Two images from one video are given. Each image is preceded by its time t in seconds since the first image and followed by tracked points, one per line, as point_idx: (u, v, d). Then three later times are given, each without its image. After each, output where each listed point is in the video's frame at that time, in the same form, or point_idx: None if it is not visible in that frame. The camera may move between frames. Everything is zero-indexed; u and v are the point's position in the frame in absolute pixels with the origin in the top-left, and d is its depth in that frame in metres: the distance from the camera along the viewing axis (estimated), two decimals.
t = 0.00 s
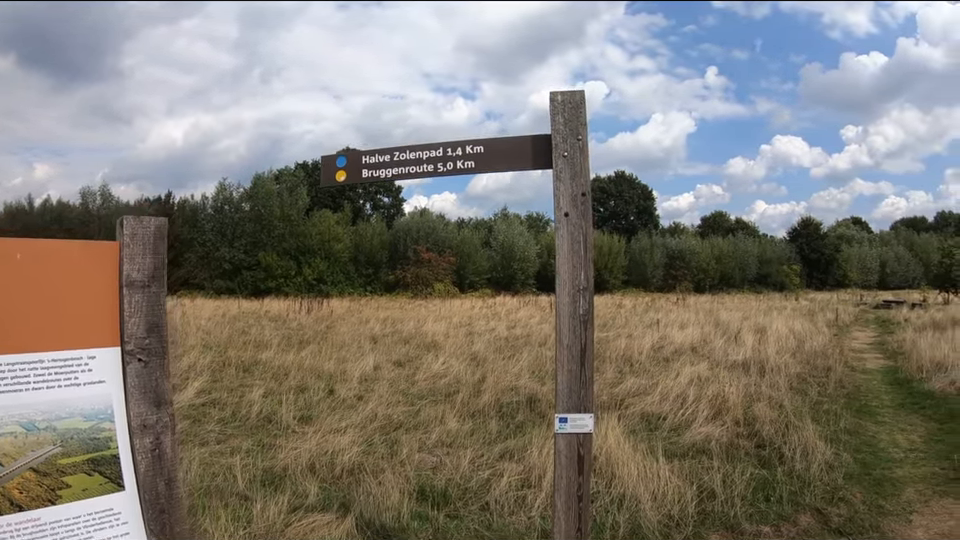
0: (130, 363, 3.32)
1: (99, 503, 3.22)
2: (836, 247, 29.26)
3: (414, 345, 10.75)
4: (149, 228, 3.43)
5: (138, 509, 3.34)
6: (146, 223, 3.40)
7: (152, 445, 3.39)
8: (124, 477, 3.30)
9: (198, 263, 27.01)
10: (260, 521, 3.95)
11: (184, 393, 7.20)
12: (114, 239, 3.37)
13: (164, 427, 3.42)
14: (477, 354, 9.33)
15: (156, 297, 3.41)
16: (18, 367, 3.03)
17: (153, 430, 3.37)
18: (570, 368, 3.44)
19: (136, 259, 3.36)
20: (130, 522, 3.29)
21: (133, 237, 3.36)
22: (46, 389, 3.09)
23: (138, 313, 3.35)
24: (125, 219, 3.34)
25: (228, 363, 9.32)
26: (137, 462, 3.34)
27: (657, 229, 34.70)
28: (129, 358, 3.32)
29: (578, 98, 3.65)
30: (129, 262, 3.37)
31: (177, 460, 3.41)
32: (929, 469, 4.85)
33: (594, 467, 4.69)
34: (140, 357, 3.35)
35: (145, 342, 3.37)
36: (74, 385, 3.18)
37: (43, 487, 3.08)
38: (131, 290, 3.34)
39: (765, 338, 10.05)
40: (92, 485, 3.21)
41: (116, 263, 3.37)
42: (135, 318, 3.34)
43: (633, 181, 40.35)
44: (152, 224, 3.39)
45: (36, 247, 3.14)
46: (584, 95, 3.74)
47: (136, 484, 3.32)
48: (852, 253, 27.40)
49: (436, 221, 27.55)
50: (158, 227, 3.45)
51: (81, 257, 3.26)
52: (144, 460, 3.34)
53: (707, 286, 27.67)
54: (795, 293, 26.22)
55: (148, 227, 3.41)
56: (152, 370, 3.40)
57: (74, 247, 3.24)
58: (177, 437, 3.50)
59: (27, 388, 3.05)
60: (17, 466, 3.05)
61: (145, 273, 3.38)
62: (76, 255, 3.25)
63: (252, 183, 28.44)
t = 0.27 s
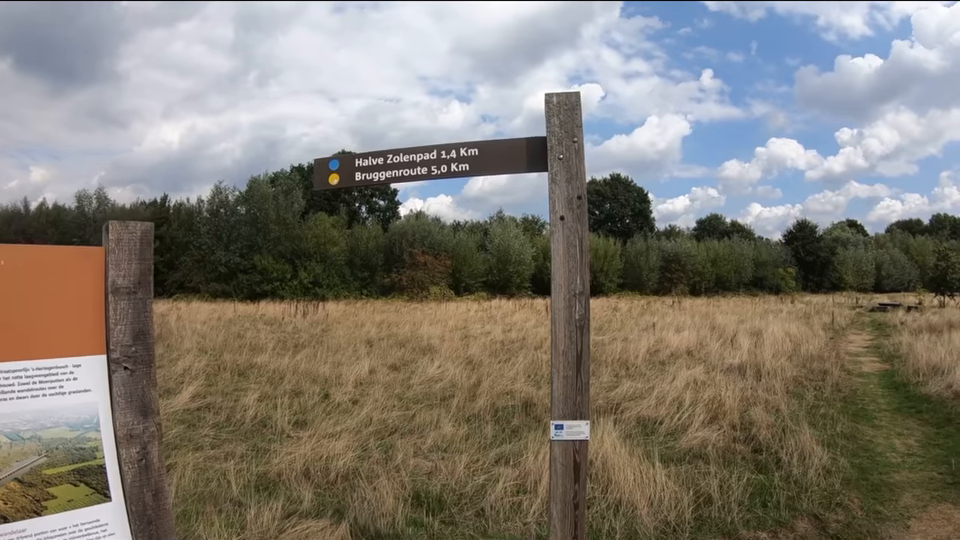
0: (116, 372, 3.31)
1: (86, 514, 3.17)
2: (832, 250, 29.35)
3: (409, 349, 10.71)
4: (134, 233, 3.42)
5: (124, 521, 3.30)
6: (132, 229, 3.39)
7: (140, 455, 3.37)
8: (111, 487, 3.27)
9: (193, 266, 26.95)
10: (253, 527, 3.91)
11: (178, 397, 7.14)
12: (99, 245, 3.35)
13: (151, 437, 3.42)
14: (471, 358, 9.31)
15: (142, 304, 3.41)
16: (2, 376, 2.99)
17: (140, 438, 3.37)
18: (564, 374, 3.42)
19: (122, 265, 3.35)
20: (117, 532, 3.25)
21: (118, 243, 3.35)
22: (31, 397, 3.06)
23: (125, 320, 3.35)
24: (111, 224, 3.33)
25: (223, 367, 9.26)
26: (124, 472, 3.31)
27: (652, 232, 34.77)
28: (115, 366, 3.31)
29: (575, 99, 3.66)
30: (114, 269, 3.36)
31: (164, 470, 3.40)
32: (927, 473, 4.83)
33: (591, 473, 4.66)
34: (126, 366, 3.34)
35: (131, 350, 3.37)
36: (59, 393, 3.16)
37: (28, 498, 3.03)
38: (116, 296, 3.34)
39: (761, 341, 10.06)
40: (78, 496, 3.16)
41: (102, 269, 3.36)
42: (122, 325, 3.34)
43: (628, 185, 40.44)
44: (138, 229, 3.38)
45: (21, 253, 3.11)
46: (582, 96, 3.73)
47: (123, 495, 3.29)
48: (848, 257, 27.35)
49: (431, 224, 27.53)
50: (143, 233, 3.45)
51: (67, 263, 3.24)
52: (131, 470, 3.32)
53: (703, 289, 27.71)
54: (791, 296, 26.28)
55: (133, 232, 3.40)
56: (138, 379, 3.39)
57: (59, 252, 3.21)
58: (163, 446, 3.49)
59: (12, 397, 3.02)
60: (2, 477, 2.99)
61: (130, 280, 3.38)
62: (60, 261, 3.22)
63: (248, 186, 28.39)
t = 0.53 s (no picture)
0: (92, 385, 3.41)
1: (63, 530, 3.28)
2: (832, 254, 29.33)
3: (408, 355, 10.69)
4: (110, 242, 3.51)
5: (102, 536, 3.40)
6: (108, 236, 3.50)
7: (118, 471, 3.48)
8: (88, 504, 3.37)
9: (193, 270, 27.01)
10: (249, 535, 3.89)
11: (176, 401, 7.13)
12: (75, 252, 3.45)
13: (129, 453, 3.51)
14: (470, 365, 9.30)
15: (117, 313, 3.51)
16: None
17: (117, 454, 3.47)
18: (564, 387, 3.48)
19: (98, 274, 3.45)
20: None
21: (95, 251, 3.45)
22: (5, 409, 3.18)
23: (101, 330, 3.44)
24: (87, 231, 3.42)
25: (221, 372, 9.24)
26: (102, 489, 3.41)
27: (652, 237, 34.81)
28: (92, 379, 3.41)
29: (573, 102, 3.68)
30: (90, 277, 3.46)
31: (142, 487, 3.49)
32: (930, 481, 4.80)
33: (590, 482, 4.63)
34: (102, 379, 3.44)
35: (108, 364, 3.47)
36: (34, 406, 3.27)
37: (4, 513, 3.16)
38: (92, 306, 3.44)
39: (761, 348, 10.04)
40: (56, 512, 3.28)
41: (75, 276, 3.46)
42: (98, 335, 3.44)
43: (628, 190, 40.46)
44: (114, 236, 3.48)
45: None
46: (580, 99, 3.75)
47: (101, 510, 3.38)
48: (848, 261, 27.37)
49: (430, 229, 27.57)
50: (119, 241, 3.54)
51: (41, 271, 3.35)
52: (108, 487, 3.42)
53: (702, 294, 27.70)
54: (791, 301, 26.25)
55: (109, 241, 3.50)
56: (115, 393, 3.48)
57: (32, 260, 3.33)
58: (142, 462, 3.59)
59: None
60: None
61: (106, 288, 3.47)
62: (36, 270, 3.34)
63: (248, 190, 28.39)
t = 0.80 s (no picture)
0: (62, 397, 3.38)
1: None
2: (830, 257, 29.35)
3: (405, 359, 10.65)
4: (81, 248, 3.50)
5: None
6: (81, 241, 3.50)
7: (89, 488, 3.44)
8: (59, 521, 3.34)
9: (190, 272, 27.01)
10: None
11: (171, 405, 7.08)
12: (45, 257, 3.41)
13: (101, 470, 3.49)
14: (467, 370, 9.27)
15: (87, 321, 3.48)
16: None
17: (90, 471, 3.45)
18: (564, 398, 3.53)
19: (69, 279, 3.42)
20: None
21: (65, 256, 3.42)
22: None
23: (70, 338, 3.41)
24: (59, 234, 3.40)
25: (217, 375, 9.19)
26: (73, 506, 3.38)
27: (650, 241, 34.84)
28: (61, 391, 3.38)
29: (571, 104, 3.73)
30: (60, 283, 3.42)
31: (115, 505, 3.47)
32: (931, 487, 4.77)
33: (588, 490, 4.58)
34: (73, 391, 3.41)
35: (79, 377, 3.43)
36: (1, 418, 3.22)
37: None
38: (62, 313, 3.40)
39: (760, 352, 10.01)
40: (25, 529, 3.25)
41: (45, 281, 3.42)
42: (68, 344, 3.41)
43: (626, 193, 40.44)
44: (86, 240, 3.47)
45: None
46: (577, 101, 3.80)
47: (71, 527, 3.36)
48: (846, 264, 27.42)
49: (428, 232, 27.56)
50: (90, 246, 3.53)
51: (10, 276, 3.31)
52: (80, 504, 3.39)
53: (700, 297, 27.69)
54: (789, 304, 26.25)
55: (81, 245, 3.49)
56: (85, 406, 3.45)
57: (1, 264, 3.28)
58: (115, 478, 3.57)
59: None
60: None
61: (76, 295, 3.45)
62: (5, 275, 3.29)
63: (246, 192, 28.33)
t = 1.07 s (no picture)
0: (14, 408, 3.22)
1: None
2: (820, 259, 29.51)
3: (396, 359, 10.54)
4: (37, 240, 3.29)
5: None
6: (35, 231, 3.28)
7: (47, 507, 3.30)
8: None
9: (181, 271, 26.81)
10: None
11: (158, 406, 6.94)
12: None
13: (59, 487, 3.34)
14: (459, 370, 9.17)
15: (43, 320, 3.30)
16: None
17: (47, 489, 3.29)
18: (564, 402, 3.41)
19: (22, 274, 3.22)
20: None
21: (18, 248, 3.22)
22: None
23: (23, 340, 3.24)
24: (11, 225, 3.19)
25: (205, 375, 9.03)
26: (31, 526, 3.26)
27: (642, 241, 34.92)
28: (14, 401, 3.22)
29: (571, 93, 3.62)
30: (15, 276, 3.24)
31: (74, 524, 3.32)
32: (930, 489, 4.72)
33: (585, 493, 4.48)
34: (26, 402, 3.24)
35: (34, 384, 3.27)
36: None
37: None
38: (15, 311, 3.22)
39: (753, 352, 9.96)
40: None
41: None
42: (21, 346, 3.24)
43: (618, 193, 40.45)
44: (40, 232, 3.25)
45: None
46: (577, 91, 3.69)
47: None
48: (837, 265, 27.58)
49: (420, 231, 27.45)
50: (47, 237, 3.32)
51: None
52: (39, 524, 3.26)
53: (692, 297, 27.73)
54: (780, 305, 26.34)
55: (36, 236, 3.27)
56: (41, 416, 3.29)
57: None
58: (76, 496, 3.42)
59: None
60: None
61: (30, 290, 3.26)
62: None
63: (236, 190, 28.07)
